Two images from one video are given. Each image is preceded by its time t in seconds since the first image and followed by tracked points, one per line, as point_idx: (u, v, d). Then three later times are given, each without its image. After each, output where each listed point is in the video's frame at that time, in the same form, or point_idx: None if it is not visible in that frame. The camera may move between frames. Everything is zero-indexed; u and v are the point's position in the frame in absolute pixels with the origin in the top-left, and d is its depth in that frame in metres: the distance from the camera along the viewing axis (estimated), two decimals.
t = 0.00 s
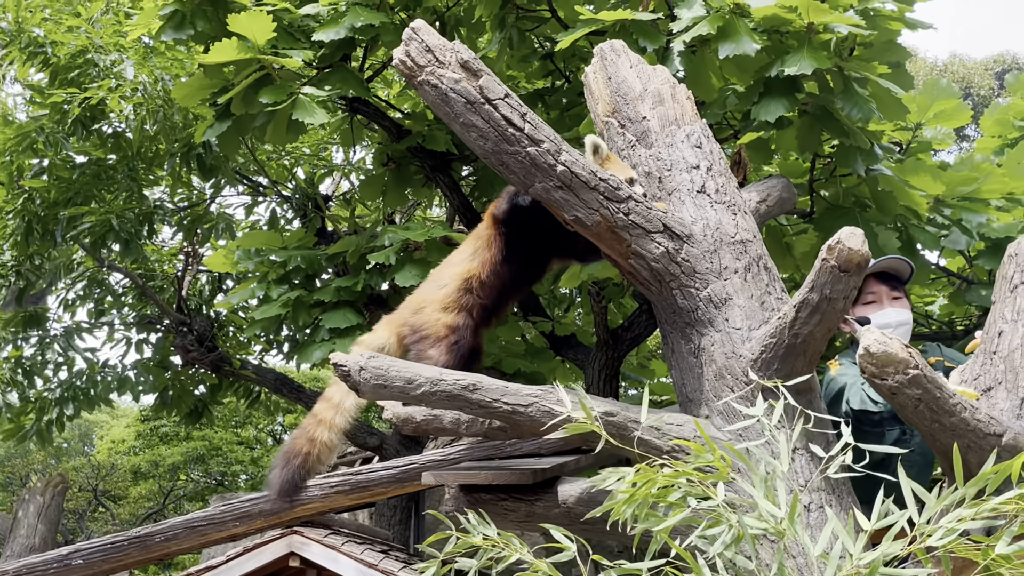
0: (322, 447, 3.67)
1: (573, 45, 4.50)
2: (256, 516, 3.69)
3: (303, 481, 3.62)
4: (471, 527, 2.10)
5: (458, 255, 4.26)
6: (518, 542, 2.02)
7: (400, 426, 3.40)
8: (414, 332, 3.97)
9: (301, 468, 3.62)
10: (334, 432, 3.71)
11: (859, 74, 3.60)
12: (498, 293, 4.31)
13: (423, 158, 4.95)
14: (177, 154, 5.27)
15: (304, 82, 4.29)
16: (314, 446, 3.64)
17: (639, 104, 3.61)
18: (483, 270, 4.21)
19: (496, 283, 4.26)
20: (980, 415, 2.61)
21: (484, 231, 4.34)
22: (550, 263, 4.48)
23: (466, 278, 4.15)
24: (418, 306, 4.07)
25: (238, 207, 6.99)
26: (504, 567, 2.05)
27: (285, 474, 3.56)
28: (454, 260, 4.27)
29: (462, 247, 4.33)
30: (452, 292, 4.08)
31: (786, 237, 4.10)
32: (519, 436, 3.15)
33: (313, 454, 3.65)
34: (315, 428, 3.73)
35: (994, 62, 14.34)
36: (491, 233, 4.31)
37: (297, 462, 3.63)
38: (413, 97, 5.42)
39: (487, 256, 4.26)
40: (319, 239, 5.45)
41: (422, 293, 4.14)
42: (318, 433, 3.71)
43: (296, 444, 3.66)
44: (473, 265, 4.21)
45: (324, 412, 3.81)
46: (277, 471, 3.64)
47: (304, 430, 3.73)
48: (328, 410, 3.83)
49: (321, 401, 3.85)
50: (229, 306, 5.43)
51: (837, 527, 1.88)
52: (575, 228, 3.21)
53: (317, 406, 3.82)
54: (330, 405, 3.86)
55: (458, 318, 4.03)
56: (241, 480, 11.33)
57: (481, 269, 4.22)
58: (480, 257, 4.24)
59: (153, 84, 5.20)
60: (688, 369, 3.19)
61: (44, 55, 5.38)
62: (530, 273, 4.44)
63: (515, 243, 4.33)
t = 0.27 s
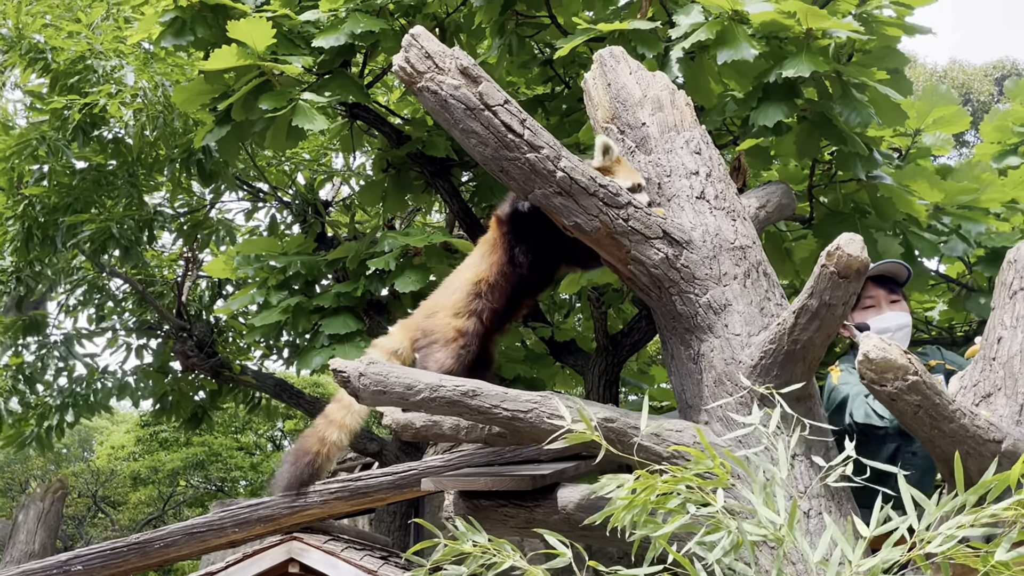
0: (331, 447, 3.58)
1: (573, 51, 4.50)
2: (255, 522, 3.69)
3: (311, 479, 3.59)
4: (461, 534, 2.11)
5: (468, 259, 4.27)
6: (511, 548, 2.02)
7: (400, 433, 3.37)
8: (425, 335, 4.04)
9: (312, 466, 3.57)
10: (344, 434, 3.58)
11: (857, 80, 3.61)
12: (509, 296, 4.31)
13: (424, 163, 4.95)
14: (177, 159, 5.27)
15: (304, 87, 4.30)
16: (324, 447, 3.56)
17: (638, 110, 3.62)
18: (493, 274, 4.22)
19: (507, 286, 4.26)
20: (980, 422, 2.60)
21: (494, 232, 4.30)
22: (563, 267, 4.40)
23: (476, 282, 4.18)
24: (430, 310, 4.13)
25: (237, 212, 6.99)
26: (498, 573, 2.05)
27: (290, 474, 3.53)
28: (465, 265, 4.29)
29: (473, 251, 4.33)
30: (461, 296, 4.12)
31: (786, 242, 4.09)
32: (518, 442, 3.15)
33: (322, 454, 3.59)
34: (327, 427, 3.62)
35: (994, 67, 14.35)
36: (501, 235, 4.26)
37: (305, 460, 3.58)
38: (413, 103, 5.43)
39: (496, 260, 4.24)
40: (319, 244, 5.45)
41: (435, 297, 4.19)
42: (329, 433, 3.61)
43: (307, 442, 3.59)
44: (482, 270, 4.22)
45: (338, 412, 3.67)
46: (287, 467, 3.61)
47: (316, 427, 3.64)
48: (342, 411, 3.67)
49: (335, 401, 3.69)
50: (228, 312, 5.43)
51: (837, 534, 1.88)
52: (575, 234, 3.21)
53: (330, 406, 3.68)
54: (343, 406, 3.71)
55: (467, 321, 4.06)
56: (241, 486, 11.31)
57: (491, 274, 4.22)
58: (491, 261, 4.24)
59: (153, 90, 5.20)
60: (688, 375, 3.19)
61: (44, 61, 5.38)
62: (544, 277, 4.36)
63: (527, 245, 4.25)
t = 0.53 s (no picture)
0: (338, 454, 3.54)
1: (572, 55, 4.51)
2: (254, 527, 3.69)
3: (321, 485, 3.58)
4: (465, 538, 2.13)
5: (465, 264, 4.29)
6: (513, 553, 2.02)
7: (399, 437, 3.38)
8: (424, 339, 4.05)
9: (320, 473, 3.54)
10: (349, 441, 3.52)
11: (855, 86, 3.59)
12: (507, 299, 4.30)
13: (423, 167, 4.95)
14: (177, 163, 5.28)
15: (304, 92, 4.30)
16: (330, 454, 3.52)
17: (638, 114, 3.64)
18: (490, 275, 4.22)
19: (504, 289, 4.25)
20: (979, 426, 2.60)
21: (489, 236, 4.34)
22: (560, 271, 4.40)
23: (473, 284, 4.18)
24: (429, 315, 4.14)
25: (237, 216, 6.99)
26: None
27: (299, 484, 3.51)
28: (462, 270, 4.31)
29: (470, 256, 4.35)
30: (458, 298, 4.12)
31: (785, 246, 4.09)
32: (518, 446, 3.16)
33: (329, 461, 3.55)
34: (332, 434, 3.56)
35: (994, 71, 14.37)
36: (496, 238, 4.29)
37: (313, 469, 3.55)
38: (412, 107, 5.43)
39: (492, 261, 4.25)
40: (318, 248, 5.45)
41: (433, 303, 4.20)
42: (334, 440, 3.55)
43: (314, 449, 3.55)
44: (479, 273, 4.22)
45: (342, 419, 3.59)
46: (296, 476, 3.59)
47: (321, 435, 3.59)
48: (346, 417, 3.59)
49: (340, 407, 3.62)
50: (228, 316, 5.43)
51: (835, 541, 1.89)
52: (574, 238, 3.21)
53: (335, 413, 3.59)
54: (347, 411, 3.63)
55: (464, 322, 4.05)
56: (240, 491, 11.30)
57: (488, 276, 4.23)
58: (488, 263, 4.25)
59: (153, 94, 5.21)
60: (687, 379, 3.19)
61: (44, 65, 5.38)
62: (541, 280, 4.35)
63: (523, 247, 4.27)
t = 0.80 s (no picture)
0: (341, 457, 3.61)
1: (571, 56, 4.51)
2: (253, 528, 3.68)
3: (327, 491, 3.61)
4: (466, 539, 2.10)
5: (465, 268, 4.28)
6: (514, 554, 2.02)
7: (398, 438, 3.38)
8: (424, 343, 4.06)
9: (325, 479, 3.59)
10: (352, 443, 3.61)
11: (855, 88, 3.58)
12: (506, 303, 4.29)
13: (423, 169, 4.95)
14: (177, 165, 5.29)
15: (303, 94, 4.30)
16: (334, 457, 3.59)
17: (637, 116, 3.63)
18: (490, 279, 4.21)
19: (504, 292, 4.25)
20: (978, 427, 2.60)
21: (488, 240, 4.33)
22: (560, 275, 4.39)
23: (473, 288, 4.18)
24: (429, 319, 4.15)
25: (236, 218, 6.99)
26: None
27: (306, 489, 3.55)
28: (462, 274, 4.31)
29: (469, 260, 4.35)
30: (458, 302, 4.12)
31: (785, 248, 4.09)
32: (517, 448, 3.16)
33: (334, 465, 3.62)
34: (334, 438, 3.65)
35: (993, 73, 14.38)
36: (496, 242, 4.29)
37: (318, 474, 3.60)
38: (412, 109, 5.43)
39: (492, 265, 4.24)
40: (318, 251, 5.45)
41: (433, 307, 4.21)
42: (337, 443, 3.64)
43: (318, 455, 3.63)
44: (478, 277, 4.22)
45: (343, 423, 3.70)
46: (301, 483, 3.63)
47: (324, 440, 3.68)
48: (347, 421, 3.70)
49: (340, 412, 3.73)
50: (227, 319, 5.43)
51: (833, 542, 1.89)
52: (573, 240, 3.21)
53: (336, 418, 3.71)
54: (349, 416, 3.74)
55: (464, 326, 4.06)
56: (239, 493, 11.29)
57: (487, 280, 4.22)
58: (488, 267, 4.25)
59: (152, 95, 5.21)
60: (686, 380, 3.20)
61: (43, 66, 5.38)
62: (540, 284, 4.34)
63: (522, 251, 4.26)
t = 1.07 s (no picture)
0: (347, 461, 3.69)
1: (571, 57, 4.50)
2: (253, 530, 3.68)
3: (335, 496, 3.63)
4: (461, 542, 2.09)
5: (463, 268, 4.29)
6: (510, 557, 2.02)
7: (397, 439, 3.37)
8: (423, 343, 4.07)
9: (333, 484, 3.64)
10: (356, 445, 3.70)
11: (853, 90, 3.57)
12: (505, 303, 4.29)
13: (422, 170, 4.95)
14: (177, 166, 5.35)
15: (302, 94, 4.30)
16: (339, 460, 3.67)
17: (637, 117, 3.61)
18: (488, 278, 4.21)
19: (503, 292, 4.25)
20: (978, 427, 2.60)
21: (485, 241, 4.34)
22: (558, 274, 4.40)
23: (471, 288, 4.18)
24: (428, 320, 4.15)
25: (236, 219, 6.99)
26: None
27: (315, 494, 3.60)
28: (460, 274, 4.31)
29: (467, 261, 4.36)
30: (456, 302, 4.12)
31: (784, 249, 4.09)
32: (517, 448, 3.16)
33: (341, 469, 3.69)
34: (339, 443, 3.74)
35: (993, 74, 14.38)
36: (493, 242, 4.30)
37: (326, 479, 3.67)
38: (411, 110, 5.43)
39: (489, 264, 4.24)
40: (317, 251, 5.46)
41: (432, 308, 4.21)
42: (342, 448, 3.72)
43: (324, 461, 3.71)
44: (476, 278, 4.22)
45: (347, 428, 3.79)
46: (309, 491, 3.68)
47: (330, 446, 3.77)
48: (351, 426, 3.80)
49: (344, 418, 3.82)
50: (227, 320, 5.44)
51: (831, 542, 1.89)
52: (572, 240, 3.22)
53: (339, 423, 3.79)
54: (352, 420, 3.83)
55: (462, 325, 4.05)
56: (239, 494, 11.30)
57: (485, 279, 4.22)
58: (485, 266, 4.25)
59: (152, 95, 5.21)
60: (686, 381, 3.20)
61: (43, 67, 5.39)
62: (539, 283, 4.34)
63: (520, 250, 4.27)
